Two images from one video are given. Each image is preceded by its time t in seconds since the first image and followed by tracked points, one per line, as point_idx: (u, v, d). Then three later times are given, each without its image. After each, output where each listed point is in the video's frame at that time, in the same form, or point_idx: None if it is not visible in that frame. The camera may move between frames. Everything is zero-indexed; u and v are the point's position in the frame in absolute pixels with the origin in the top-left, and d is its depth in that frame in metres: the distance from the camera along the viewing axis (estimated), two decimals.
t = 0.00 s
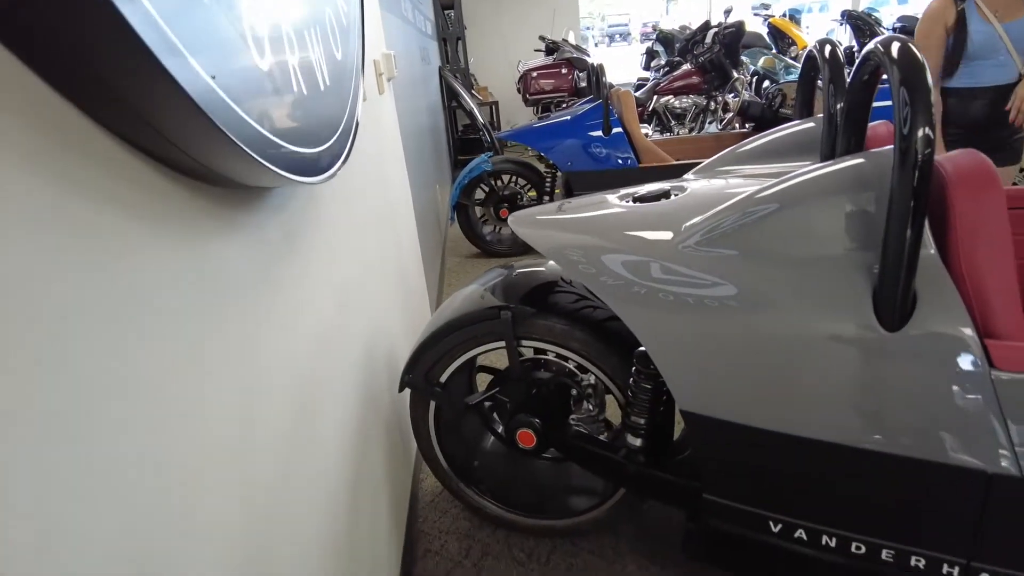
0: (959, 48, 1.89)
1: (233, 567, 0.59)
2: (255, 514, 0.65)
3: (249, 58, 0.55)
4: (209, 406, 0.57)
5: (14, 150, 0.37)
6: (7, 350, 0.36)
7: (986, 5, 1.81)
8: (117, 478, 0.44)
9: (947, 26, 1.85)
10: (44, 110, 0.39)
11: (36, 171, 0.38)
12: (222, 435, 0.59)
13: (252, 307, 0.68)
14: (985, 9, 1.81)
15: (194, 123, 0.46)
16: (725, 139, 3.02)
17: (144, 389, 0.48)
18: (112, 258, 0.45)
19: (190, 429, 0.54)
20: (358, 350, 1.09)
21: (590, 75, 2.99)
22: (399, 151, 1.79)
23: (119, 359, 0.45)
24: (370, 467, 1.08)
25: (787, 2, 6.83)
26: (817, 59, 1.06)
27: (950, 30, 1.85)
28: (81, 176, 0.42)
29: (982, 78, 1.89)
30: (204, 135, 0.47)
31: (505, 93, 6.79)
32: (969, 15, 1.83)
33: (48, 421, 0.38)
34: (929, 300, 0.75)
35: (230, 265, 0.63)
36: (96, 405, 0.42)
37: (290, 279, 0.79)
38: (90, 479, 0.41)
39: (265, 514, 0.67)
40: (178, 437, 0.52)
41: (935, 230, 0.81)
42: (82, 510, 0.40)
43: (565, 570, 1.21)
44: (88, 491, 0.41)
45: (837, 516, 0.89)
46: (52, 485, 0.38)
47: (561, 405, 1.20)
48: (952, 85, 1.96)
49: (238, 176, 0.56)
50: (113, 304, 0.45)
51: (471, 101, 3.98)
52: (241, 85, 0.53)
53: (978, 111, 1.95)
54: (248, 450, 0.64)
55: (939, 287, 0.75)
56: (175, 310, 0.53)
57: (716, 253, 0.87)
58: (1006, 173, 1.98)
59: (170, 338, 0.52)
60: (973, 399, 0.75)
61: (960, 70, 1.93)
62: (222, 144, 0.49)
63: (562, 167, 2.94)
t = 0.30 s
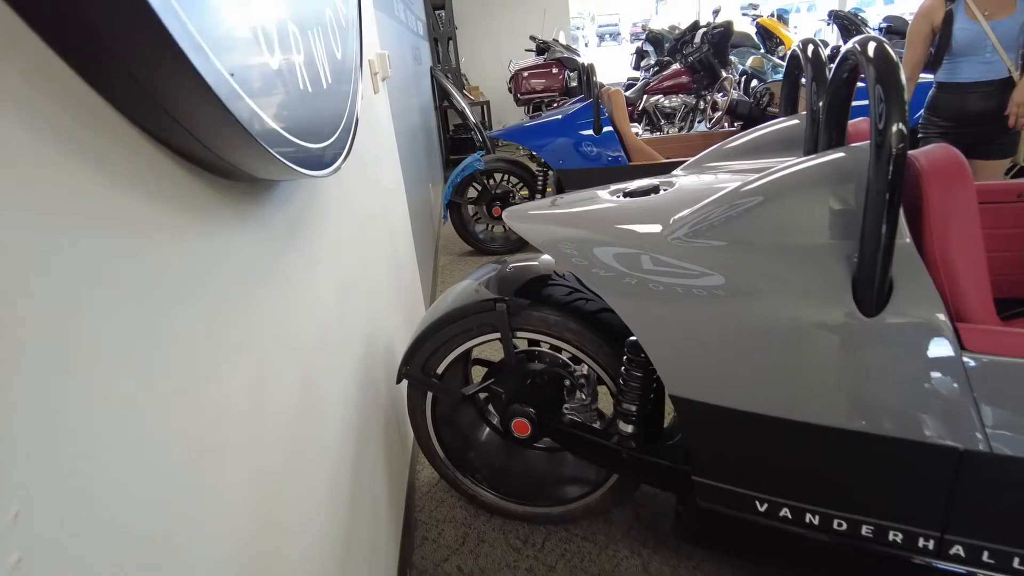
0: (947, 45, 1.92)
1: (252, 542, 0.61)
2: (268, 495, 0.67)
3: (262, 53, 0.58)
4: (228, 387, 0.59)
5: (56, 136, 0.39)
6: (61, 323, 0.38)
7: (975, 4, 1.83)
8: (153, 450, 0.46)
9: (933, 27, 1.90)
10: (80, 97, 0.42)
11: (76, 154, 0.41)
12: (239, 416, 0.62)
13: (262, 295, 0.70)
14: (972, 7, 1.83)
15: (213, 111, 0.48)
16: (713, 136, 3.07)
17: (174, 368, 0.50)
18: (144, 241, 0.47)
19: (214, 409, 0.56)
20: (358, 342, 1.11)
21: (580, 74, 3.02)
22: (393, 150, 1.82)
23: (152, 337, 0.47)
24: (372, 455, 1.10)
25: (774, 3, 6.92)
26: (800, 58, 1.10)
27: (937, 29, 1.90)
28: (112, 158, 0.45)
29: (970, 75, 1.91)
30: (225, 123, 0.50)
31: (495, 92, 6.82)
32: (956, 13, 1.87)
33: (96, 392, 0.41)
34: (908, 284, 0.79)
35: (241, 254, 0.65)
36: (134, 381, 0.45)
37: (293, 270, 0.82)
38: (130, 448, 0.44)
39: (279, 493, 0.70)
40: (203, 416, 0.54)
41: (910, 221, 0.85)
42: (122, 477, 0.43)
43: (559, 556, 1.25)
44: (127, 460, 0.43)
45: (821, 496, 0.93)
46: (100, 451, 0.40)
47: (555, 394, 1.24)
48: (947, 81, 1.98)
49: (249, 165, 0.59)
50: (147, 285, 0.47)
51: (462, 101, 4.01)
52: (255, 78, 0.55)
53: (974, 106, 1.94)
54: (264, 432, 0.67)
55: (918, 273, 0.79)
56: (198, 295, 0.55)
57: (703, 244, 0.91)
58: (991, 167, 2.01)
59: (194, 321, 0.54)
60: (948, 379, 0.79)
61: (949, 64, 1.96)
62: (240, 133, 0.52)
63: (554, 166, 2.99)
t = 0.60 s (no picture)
0: (920, 47, 1.99)
1: (253, 509, 0.64)
2: (268, 466, 0.70)
3: (264, 43, 0.61)
4: (231, 362, 0.62)
5: (77, 116, 0.42)
6: (88, 289, 0.41)
7: (947, 8, 1.90)
8: (164, 414, 0.49)
9: (908, 27, 1.98)
10: (97, 81, 0.45)
11: (94, 133, 0.44)
12: (241, 390, 0.65)
13: (259, 278, 0.73)
14: (945, 11, 1.90)
15: (222, 95, 0.52)
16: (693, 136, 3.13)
17: (183, 341, 0.53)
18: (155, 219, 0.50)
19: (218, 382, 0.59)
20: (348, 330, 1.14)
21: (564, 73, 3.07)
22: (379, 146, 1.85)
23: (163, 309, 0.50)
24: (360, 439, 1.13)
25: (753, 6, 7.05)
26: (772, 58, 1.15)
27: (911, 30, 1.98)
28: (126, 139, 0.48)
29: (940, 75, 1.98)
30: (230, 108, 0.53)
31: (479, 92, 6.84)
32: (929, 15, 1.94)
33: (116, 355, 0.44)
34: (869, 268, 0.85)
35: (241, 237, 0.68)
36: (148, 348, 0.48)
37: (288, 255, 0.85)
38: (145, 411, 0.47)
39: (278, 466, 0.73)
40: (209, 387, 0.57)
41: (871, 212, 0.91)
42: (138, 436, 0.46)
43: (542, 538, 1.29)
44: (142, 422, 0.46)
45: (792, 472, 0.98)
46: (120, 409, 0.44)
47: (539, 381, 1.28)
48: (917, 80, 2.06)
49: (248, 151, 0.62)
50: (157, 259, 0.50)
51: (446, 100, 4.03)
52: (257, 67, 0.59)
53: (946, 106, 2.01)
54: (263, 406, 0.70)
55: (878, 258, 0.84)
56: (203, 273, 0.58)
57: (679, 233, 0.96)
58: (959, 166, 2.08)
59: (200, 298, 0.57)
60: (904, 358, 0.84)
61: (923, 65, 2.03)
62: (243, 118, 0.55)
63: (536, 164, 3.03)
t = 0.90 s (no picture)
0: (892, 51, 2.01)
1: (234, 489, 0.67)
2: (250, 450, 0.73)
3: (246, 42, 0.64)
4: (213, 347, 0.65)
5: (68, 106, 0.45)
6: (78, 269, 0.44)
7: (917, 13, 1.92)
8: (149, 393, 0.52)
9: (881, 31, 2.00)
10: (87, 74, 0.47)
11: (84, 124, 0.47)
12: (223, 374, 0.67)
13: (241, 269, 0.75)
14: (915, 16, 1.93)
15: (206, 91, 0.54)
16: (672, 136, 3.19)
17: (167, 324, 0.55)
18: (140, 206, 0.53)
19: (201, 365, 0.61)
20: (328, 323, 1.16)
21: (545, 73, 3.10)
22: (361, 143, 1.87)
23: (147, 293, 0.53)
24: (341, 429, 1.16)
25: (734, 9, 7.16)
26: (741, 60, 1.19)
27: (883, 34, 1.99)
28: (114, 129, 0.50)
29: (911, 78, 2.01)
30: (214, 103, 0.56)
31: (464, 91, 6.86)
32: (901, 20, 1.96)
33: (104, 336, 0.46)
34: (826, 261, 0.89)
35: (223, 228, 0.71)
36: (133, 329, 0.50)
37: (270, 247, 0.87)
38: (132, 388, 0.49)
39: (258, 450, 0.75)
40: (191, 370, 0.59)
41: (830, 208, 0.95)
42: (124, 410, 0.48)
43: (520, 527, 1.32)
44: (128, 398, 0.49)
45: (757, 457, 1.03)
46: (108, 384, 0.46)
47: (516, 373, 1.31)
48: (889, 82, 2.08)
49: (230, 144, 0.64)
50: (142, 246, 0.53)
51: (430, 99, 4.05)
52: (239, 64, 0.61)
53: (916, 107, 2.04)
54: (244, 392, 0.72)
55: (835, 251, 0.89)
56: (184, 262, 0.60)
57: (654, 228, 1.00)
58: (928, 168, 2.10)
59: (182, 284, 0.59)
60: (858, 345, 0.89)
61: (894, 68, 2.05)
62: (225, 112, 0.57)
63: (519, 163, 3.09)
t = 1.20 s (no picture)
0: (878, 52, 2.04)
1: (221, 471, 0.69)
2: (238, 434, 0.75)
3: (235, 41, 0.66)
4: (200, 335, 0.67)
5: (64, 100, 0.47)
6: (73, 254, 0.47)
7: (903, 14, 1.95)
8: (140, 376, 0.54)
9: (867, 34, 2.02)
10: (84, 69, 0.50)
11: (80, 116, 0.49)
12: (211, 361, 0.69)
13: (230, 260, 0.78)
14: (901, 17, 1.96)
15: (195, 88, 0.57)
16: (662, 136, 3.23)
17: (156, 310, 0.58)
18: (131, 197, 0.55)
19: (189, 351, 0.64)
20: (317, 316, 1.19)
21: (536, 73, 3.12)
22: (352, 141, 1.89)
23: (139, 281, 0.55)
24: (329, 421, 1.18)
25: (726, 11, 7.22)
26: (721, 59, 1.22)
27: (870, 36, 2.02)
28: (108, 123, 0.53)
29: (897, 79, 2.03)
30: (204, 99, 0.58)
31: (456, 91, 6.88)
32: (887, 22, 1.99)
33: (97, 319, 0.49)
34: (797, 255, 0.93)
35: (212, 220, 0.73)
36: (123, 314, 0.53)
37: (259, 240, 0.89)
38: (124, 370, 0.52)
39: (246, 436, 0.78)
40: (179, 356, 0.62)
41: (804, 203, 0.99)
42: (116, 388, 0.50)
43: (506, 517, 1.35)
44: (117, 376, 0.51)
45: (732, 445, 1.06)
46: (101, 365, 0.49)
47: (502, 366, 1.33)
48: (876, 83, 2.09)
49: (218, 138, 0.66)
50: (134, 235, 0.55)
51: (422, 99, 4.07)
52: (229, 61, 0.64)
53: (902, 108, 2.05)
54: (231, 379, 0.75)
55: (806, 245, 0.92)
56: (173, 252, 0.62)
57: (636, 221, 1.03)
58: (910, 168, 2.15)
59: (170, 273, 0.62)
60: (827, 335, 0.93)
61: (881, 69, 2.07)
62: (214, 108, 0.60)
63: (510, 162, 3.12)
